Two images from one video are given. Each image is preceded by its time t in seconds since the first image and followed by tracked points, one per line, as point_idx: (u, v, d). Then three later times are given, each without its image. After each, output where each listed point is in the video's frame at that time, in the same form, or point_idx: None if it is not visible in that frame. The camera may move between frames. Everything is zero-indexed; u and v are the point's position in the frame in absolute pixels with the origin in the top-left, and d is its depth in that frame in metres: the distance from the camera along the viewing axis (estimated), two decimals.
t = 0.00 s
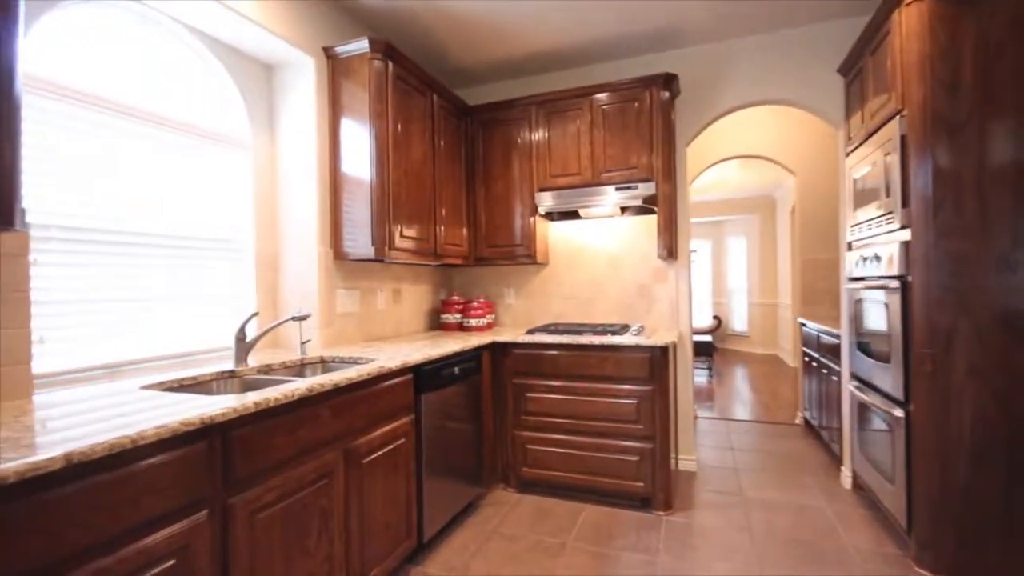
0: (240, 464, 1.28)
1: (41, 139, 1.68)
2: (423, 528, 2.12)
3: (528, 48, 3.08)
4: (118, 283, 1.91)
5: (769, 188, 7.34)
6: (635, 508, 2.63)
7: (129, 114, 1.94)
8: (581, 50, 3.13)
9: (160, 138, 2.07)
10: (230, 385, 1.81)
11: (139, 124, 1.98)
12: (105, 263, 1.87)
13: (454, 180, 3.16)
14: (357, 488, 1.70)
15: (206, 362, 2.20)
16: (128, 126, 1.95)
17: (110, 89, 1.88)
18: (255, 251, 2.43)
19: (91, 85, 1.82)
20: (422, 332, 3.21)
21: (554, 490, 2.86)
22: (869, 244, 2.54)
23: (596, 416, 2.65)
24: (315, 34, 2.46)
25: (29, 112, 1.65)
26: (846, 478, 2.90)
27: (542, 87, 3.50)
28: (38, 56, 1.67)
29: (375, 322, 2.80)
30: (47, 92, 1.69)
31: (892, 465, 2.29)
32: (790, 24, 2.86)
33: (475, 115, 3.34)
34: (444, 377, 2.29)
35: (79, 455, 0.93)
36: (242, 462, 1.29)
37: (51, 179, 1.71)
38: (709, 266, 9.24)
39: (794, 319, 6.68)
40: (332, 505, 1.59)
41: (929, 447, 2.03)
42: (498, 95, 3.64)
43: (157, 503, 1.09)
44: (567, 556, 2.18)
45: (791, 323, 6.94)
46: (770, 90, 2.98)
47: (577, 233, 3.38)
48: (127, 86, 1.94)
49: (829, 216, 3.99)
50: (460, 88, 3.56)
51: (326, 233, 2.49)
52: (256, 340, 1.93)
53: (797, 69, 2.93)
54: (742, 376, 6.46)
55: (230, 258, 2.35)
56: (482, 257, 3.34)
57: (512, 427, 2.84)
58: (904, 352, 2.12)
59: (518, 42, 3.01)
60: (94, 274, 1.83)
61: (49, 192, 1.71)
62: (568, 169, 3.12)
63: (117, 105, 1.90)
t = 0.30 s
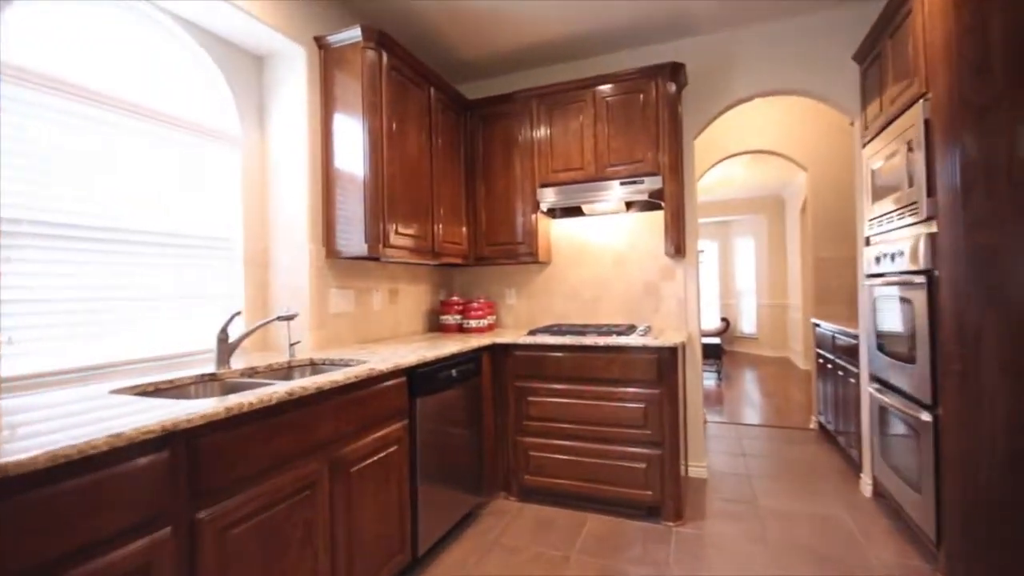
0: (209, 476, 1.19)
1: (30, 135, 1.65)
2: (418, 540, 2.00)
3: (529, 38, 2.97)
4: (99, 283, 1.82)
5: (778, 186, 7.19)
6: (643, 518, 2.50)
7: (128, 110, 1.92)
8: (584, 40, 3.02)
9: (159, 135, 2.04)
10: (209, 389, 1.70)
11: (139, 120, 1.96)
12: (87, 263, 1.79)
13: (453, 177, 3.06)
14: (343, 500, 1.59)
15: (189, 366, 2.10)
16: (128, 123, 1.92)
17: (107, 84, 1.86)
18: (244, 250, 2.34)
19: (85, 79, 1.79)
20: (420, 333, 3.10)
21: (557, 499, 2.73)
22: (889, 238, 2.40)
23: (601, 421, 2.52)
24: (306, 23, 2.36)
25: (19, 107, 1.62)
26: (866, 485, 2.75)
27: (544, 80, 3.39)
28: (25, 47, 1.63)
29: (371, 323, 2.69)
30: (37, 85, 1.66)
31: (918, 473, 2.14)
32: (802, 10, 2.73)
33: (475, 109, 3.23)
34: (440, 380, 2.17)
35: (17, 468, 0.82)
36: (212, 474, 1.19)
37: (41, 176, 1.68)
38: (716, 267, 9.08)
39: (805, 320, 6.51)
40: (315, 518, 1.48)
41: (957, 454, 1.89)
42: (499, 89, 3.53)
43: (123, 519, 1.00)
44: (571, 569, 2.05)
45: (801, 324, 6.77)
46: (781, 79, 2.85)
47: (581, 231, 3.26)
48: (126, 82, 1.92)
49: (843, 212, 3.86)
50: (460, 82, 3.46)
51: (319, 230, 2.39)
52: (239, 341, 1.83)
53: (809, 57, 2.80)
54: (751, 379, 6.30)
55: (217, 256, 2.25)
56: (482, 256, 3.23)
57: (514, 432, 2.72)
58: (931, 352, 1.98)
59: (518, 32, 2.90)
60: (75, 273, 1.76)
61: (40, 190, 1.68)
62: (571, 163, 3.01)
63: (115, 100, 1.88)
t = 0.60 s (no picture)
0: (159, 494, 1.05)
1: (31, 130, 1.66)
2: (402, 556, 1.87)
3: (523, 24, 2.83)
4: (52, 281, 1.71)
5: (781, 183, 7.06)
6: (645, 528, 2.36)
7: (128, 106, 1.93)
8: (581, 26, 2.88)
9: (157, 131, 2.05)
10: (172, 395, 1.57)
11: (139, 117, 1.98)
12: (44, 260, 1.69)
13: (444, 169, 2.93)
14: (315, 516, 1.46)
15: (161, 369, 1.98)
16: (129, 120, 1.95)
17: (107, 80, 1.87)
18: (220, 246, 2.20)
19: (83, 75, 1.80)
20: (410, 334, 2.97)
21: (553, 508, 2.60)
22: (904, 231, 2.27)
23: (600, 426, 2.39)
24: (286, 5, 2.23)
25: (18, 104, 1.63)
26: (880, 493, 2.61)
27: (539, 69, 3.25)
28: (24, 47, 1.64)
29: (357, 323, 2.56)
30: (38, 81, 1.67)
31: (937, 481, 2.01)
32: None
33: (467, 99, 3.10)
34: (428, 383, 2.04)
35: None
36: (163, 492, 1.06)
37: (42, 172, 1.69)
38: (718, 266, 8.94)
39: (808, 320, 6.37)
40: (282, 536, 1.35)
41: (982, 464, 1.73)
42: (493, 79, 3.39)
43: (66, 539, 0.89)
44: None
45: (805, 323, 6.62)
46: (789, 65, 2.71)
47: (578, 226, 3.13)
48: (125, 80, 1.93)
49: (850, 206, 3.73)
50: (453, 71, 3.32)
51: (300, 224, 2.25)
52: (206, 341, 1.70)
53: (818, 42, 2.67)
54: (754, 380, 6.17)
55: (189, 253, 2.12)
56: (474, 253, 3.10)
57: (507, 438, 2.58)
58: (954, 352, 1.84)
59: (512, 18, 2.76)
60: (19, 273, 1.62)
61: (42, 186, 1.69)
62: (567, 155, 2.88)
63: (118, 97, 1.90)
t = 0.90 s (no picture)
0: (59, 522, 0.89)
1: (32, 127, 1.67)
2: None
3: (509, 3, 2.67)
4: None
5: (776, 177, 6.95)
6: (638, 539, 2.21)
7: (133, 103, 1.96)
8: (570, 6, 2.72)
9: (162, 127, 2.06)
10: (107, 402, 1.41)
11: (144, 114, 2.00)
12: None
13: (425, 158, 2.76)
14: (265, 538, 1.29)
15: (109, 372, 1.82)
16: (135, 117, 1.97)
17: (110, 76, 1.89)
18: (176, 237, 2.03)
19: (85, 71, 1.81)
20: (390, 332, 2.81)
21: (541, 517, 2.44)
22: (912, 220, 2.13)
23: (590, 430, 2.24)
24: None
25: (19, 99, 1.64)
26: (885, 497, 2.48)
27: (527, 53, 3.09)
28: (24, 46, 1.65)
29: (331, 321, 2.39)
30: (37, 76, 1.68)
31: (949, 487, 1.88)
32: None
33: (451, 84, 2.94)
34: (404, 386, 1.88)
35: None
36: (65, 519, 0.90)
37: (44, 169, 1.70)
38: (712, 262, 8.81)
39: (804, 317, 6.25)
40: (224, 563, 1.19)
41: (1002, 470, 1.59)
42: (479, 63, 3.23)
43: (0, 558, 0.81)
44: None
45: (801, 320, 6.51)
46: (789, 46, 2.57)
47: (568, 218, 2.98)
48: (127, 76, 1.94)
49: (849, 198, 3.60)
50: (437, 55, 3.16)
51: (264, 215, 2.08)
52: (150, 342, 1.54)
53: (819, 22, 2.53)
54: (749, 378, 6.04)
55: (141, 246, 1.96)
56: (458, 247, 2.94)
57: (491, 442, 2.43)
58: (972, 348, 1.70)
59: None
60: (18, 268, 1.64)
61: (44, 182, 1.70)
62: (555, 142, 2.72)
63: (124, 94, 1.93)
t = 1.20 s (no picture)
0: None
1: (36, 126, 1.68)
2: None
3: None
4: None
5: (766, 173, 6.87)
6: (626, 551, 2.09)
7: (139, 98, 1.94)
8: None
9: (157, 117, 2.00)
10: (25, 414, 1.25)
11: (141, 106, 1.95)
12: None
13: (401, 147, 2.61)
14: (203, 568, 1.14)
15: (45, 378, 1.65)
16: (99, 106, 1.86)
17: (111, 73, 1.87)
18: (122, 230, 1.86)
19: (87, 69, 1.80)
20: (365, 332, 2.66)
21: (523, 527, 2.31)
22: (912, 212, 2.02)
23: (576, 435, 2.11)
24: None
25: (23, 99, 1.65)
26: (882, 502, 2.38)
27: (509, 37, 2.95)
28: (24, 46, 1.65)
29: (298, 321, 2.24)
30: (37, 74, 1.68)
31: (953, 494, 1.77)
32: None
33: (429, 70, 2.78)
34: (373, 391, 1.73)
35: None
36: None
37: (49, 167, 1.71)
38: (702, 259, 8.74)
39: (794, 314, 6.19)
40: None
41: (1013, 478, 1.48)
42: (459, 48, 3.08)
43: None
44: None
45: (791, 317, 6.45)
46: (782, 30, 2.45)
47: (552, 212, 2.84)
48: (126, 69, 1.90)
49: (842, 192, 3.50)
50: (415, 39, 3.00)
51: (220, 205, 1.91)
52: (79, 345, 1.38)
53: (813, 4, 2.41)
54: (739, 376, 5.96)
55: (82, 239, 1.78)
56: (438, 241, 2.79)
57: (471, 449, 2.29)
58: (980, 346, 1.59)
59: None
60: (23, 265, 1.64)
61: (48, 180, 1.71)
62: (538, 131, 2.58)
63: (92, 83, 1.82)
